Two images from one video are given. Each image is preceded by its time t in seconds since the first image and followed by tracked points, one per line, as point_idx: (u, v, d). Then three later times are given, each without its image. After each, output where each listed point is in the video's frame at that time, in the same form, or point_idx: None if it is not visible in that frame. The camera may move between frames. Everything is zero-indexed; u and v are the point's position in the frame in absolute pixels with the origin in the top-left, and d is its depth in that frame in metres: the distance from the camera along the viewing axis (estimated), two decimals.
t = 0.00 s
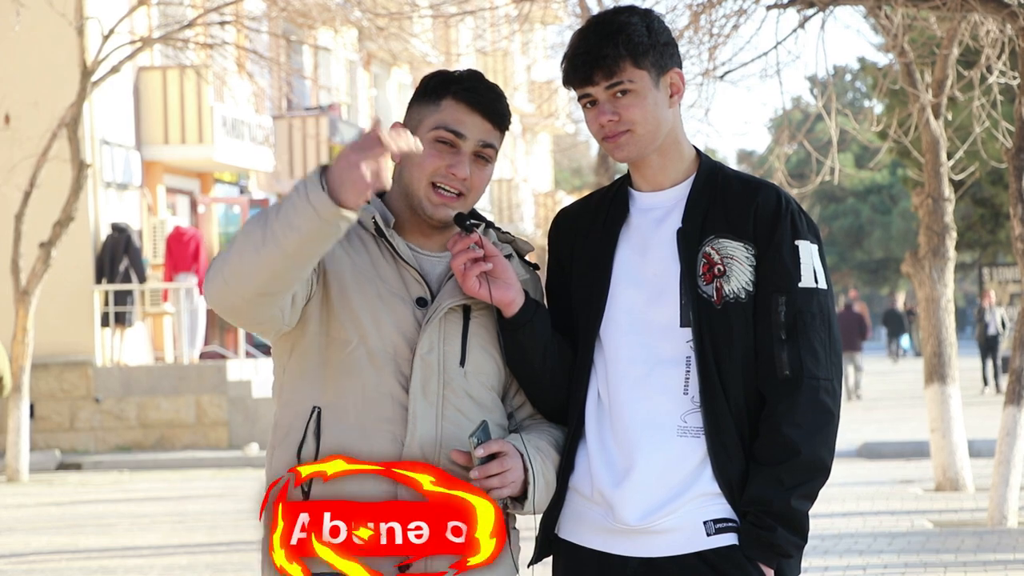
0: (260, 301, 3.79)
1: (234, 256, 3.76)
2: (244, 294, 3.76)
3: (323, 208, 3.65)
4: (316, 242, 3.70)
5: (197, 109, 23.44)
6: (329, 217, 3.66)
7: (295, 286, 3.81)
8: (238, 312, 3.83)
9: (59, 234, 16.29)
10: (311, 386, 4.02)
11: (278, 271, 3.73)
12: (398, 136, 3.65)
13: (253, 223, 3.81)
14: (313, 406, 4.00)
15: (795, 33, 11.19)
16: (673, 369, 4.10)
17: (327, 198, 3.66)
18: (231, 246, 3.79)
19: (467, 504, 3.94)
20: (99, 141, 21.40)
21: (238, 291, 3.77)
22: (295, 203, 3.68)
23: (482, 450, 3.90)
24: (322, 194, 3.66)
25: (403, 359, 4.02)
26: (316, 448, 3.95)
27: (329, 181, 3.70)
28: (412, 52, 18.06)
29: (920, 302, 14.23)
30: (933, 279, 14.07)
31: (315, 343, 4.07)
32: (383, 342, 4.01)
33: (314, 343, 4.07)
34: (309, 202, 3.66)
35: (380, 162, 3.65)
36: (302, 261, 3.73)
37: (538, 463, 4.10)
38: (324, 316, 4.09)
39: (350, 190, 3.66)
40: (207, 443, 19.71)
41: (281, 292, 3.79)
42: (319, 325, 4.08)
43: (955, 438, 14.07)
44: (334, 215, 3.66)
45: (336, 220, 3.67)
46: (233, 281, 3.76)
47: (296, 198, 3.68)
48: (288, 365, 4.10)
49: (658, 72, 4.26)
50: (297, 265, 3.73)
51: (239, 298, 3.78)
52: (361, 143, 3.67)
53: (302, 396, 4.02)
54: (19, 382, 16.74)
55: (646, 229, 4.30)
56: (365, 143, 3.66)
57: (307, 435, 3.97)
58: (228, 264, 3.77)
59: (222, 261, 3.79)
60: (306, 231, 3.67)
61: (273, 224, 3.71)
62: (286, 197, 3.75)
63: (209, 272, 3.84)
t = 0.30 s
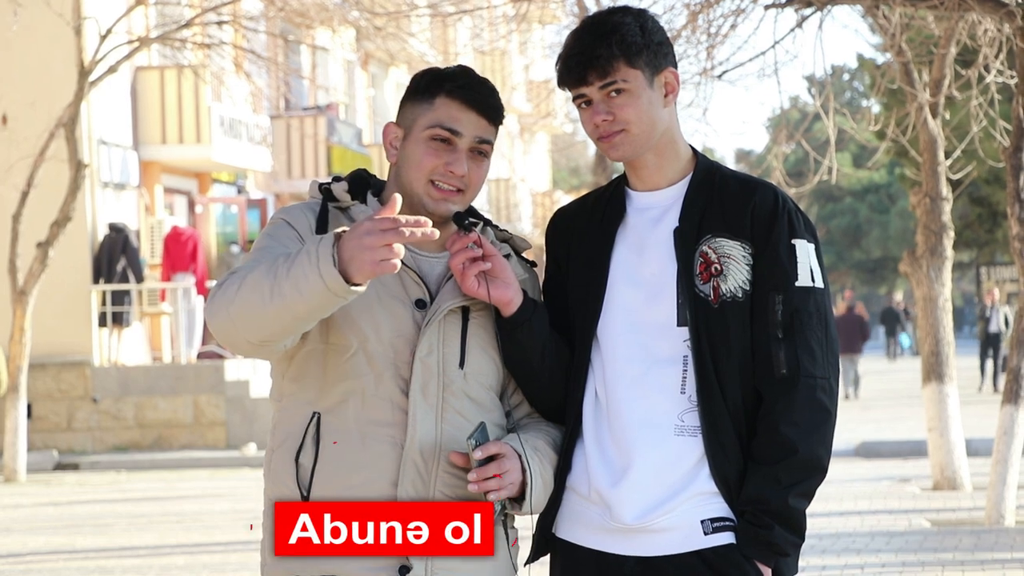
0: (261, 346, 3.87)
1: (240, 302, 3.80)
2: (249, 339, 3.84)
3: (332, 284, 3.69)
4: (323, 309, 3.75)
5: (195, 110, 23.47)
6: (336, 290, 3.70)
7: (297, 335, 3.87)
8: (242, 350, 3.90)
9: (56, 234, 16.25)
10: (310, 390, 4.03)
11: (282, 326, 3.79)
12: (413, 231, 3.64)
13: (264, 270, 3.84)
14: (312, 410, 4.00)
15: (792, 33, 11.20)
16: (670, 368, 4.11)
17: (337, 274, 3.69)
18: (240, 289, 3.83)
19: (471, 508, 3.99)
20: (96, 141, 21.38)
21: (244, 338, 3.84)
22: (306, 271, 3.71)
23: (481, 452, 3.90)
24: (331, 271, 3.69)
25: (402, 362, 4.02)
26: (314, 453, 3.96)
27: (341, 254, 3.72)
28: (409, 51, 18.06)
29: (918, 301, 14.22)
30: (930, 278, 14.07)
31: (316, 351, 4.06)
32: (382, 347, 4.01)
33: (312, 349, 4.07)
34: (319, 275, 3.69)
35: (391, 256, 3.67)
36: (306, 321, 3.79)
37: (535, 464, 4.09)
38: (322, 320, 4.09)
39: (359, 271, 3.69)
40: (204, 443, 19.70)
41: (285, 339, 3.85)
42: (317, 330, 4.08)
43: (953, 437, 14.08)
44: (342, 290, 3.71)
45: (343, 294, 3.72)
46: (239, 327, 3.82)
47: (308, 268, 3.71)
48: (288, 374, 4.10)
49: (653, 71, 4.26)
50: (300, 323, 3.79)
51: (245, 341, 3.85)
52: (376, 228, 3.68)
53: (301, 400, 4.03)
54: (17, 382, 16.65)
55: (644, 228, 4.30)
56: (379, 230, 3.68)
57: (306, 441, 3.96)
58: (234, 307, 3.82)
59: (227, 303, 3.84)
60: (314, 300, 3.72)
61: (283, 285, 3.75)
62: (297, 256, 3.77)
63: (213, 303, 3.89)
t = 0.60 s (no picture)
0: (235, 344, 3.84)
1: (214, 301, 3.78)
2: (223, 337, 3.81)
3: (309, 278, 3.67)
4: (299, 305, 3.73)
5: (164, 109, 23.56)
6: (313, 285, 3.68)
7: (272, 332, 3.84)
8: (216, 349, 3.88)
9: (24, 232, 16.10)
10: (281, 391, 4.01)
11: (255, 325, 3.77)
12: (389, 226, 3.65)
13: (237, 269, 3.81)
14: (283, 411, 3.98)
15: (763, 33, 11.22)
16: (644, 367, 4.10)
17: (314, 271, 3.67)
18: (212, 289, 3.80)
19: (471, 508, 4.02)
20: (66, 140, 21.27)
21: (219, 334, 3.81)
22: (282, 268, 3.69)
23: (454, 453, 3.90)
24: (308, 266, 3.68)
25: (375, 361, 4.01)
26: (286, 455, 3.94)
27: (318, 250, 3.70)
28: (380, 49, 18.04)
29: (888, 301, 14.23)
30: (900, 278, 14.10)
31: (288, 351, 4.04)
32: (356, 346, 4.00)
33: (285, 348, 4.04)
34: (296, 271, 3.68)
35: (368, 250, 3.65)
36: (281, 319, 3.76)
37: (508, 464, 4.08)
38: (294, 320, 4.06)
39: (335, 266, 3.67)
40: (174, 442, 19.61)
41: (260, 336, 3.83)
42: (290, 330, 4.05)
43: (922, 436, 14.15)
44: (318, 285, 3.69)
45: (320, 290, 3.70)
46: (214, 325, 3.79)
47: (284, 263, 3.69)
48: (260, 373, 4.06)
49: (619, 77, 4.21)
50: (276, 321, 3.77)
51: (219, 340, 3.82)
52: (351, 223, 3.67)
53: (272, 401, 4.01)
54: None
55: (617, 228, 4.29)
56: (354, 225, 3.66)
57: (278, 442, 3.95)
58: (207, 306, 3.79)
59: (200, 303, 3.81)
60: (289, 297, 3.70)
61: (258, 283, 3.72)
62: (272, 253, 3.75)
63: (185, 303, 3.85)
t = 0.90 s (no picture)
0: (198, 336, 3.82)
1: (177, 291, 3.76)
2: (186, 327, 3.79)
3: (275, 265, 3.67)
4: (264, 293, 3.72)
5: (132, 110, 23.46)
6: (277, 274, 3.68)
7: (237, 324, 3.83)
8: (179, 341, 3.85)
9: None
10: (252, 392, 4.00)
11: (220, 314, 3.75)
12: (354, 212, 3.64)
13: (202, 259, 3.80)
14: (255, 412, 3.97)
15: (731, 34, 11.25)
16: (614, 367, 4.12)
17: (278, 259, 3.66)
18: (176, 280, 3.79)
19: (472, 508, 4.03)
20: (32, 140, 21.17)
21: (183, 325, 3.79)
22: (247, 256, 3.69)
23: (426, 455, 3.89)
24: (274, 253, 3.67)
25: (347, 362, 4.00)
26: (258, 455, 3.93)
27: (283, 239, 3.70)
28: (349, 49, 18.01)
29: (855, 302, 14.30)
30: (868, 278, 14.17)
31: (256, 350, 4.03)
32: (327, 346, 4.00)
33: (255, 349, 4.03)
34: (260, 258, 3.67)
35: (333, 238, 3.66)
36: (246, 309, 3.75)
37: (481, 464, 4.06)
38: (265, 320, 4.05)
39: (301, 255, 3.67)
40: (142, 443, 19.50)
41: (225, 327, 3.81)
42: (261, 330, 4.04)
43: (890, 436, 14.24)
44: (284, 273, 3.68)
45: (284, 278, 3.70)
46: (177, 315, 3.77)
47: (248, 250, 3.69)
48: (229, 373, 4.05)
49: (591, 80, 4.21)
50: (240, 311, 3.75)
51: (183, 330, 3.80)
52: (317, 211, 3.68)
53: (243, 402, 3.99)
54: None
55: (588, 227, 4.30)
56: (320, 213, 3.67)
57: (250, 443, 3.94)
58: (170, 296, 3.78)
59: (164, 294, 3.79)
60: (253, 286, 3.69)
61: (222, 271, 3.72)
62: (237, 243, 3.75)
63: (149, 295, 3.84)
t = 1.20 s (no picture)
0: (177, 331, 3.81)
1: (156, 285, 3.76)
2: (162, 323, 3.78)
3: (253, 264, 3.66)
4: (242, 292, 3.71)
5: (116, 110, 23.46)
6: (257, 272, 3.68)
7: (217, 320, 3.82)
8: (157, 337, 3.85)
9: None
10: (238, 392, 3.99)
11: (197, 311, 3.75)
12: (339, 219, 3.63)
13: (181, 255, 3.80)
14: (241, 413, 3.96)
15: (715, 34, 11.26)
16: (601, 368, 4.12)
17: (259, 258, 3.66)
18: (155, 275, 3.79)
19: (472, 508, 4.03)
20: (16, 140, 21.16)
21: (159, 320, 3.78)
22: (225, 252, 3.69)
23: (412, 457, 3.89)
24: (253, 253, 3.67)
25: (332, 364, 4.00)
26: (244, 456, 3.93)
27: (263, 238, 3.69)
28: (333, 50, 18.00)
29: (840, 303, 14.34)
30: (852, 278, 14.20)
31: (241, 351, 4.03)
32: (312, 347, 4.00)
33: (240, 351, 4.03)
34: (240, 256, 3.67)
35: (315, 242, 3.65)
36: (224, 306, 3.75)
37: (467, 466, 4.06)
38: (250, 322, 4.05)
39: (282, 257, 3.67)
40: (126, 443, 19.49)
41: (201, 325, 3.81)
42: (246, 331, 4.04)
43: (874, 437, 14.27)
44: (262, 272, 3.68)
45: (264, 277, 3.70)
46: (154, 310, 3.77)
47: (228, 247, 3.68)
48: (214, 375, 4.05)
49: (578, 82, 4.21)
50: (218, 308, 3.75)
51: (160, 327, 3.79)
52: (301, 214, 3.66)
53: (228, 402, 3.99)
54: None
55: (575, 228, 4.30)
56: (305, 216, 3.66)
57: (235, 443, 3.94)
58: (149, 291, 3.77)
59: (142, 289, 3.79)
60: (232, 283, 3.69)
61: (201, 267, 3.71)
62: (217, 239, 3.75)
63: (128, 289, 3.83)
